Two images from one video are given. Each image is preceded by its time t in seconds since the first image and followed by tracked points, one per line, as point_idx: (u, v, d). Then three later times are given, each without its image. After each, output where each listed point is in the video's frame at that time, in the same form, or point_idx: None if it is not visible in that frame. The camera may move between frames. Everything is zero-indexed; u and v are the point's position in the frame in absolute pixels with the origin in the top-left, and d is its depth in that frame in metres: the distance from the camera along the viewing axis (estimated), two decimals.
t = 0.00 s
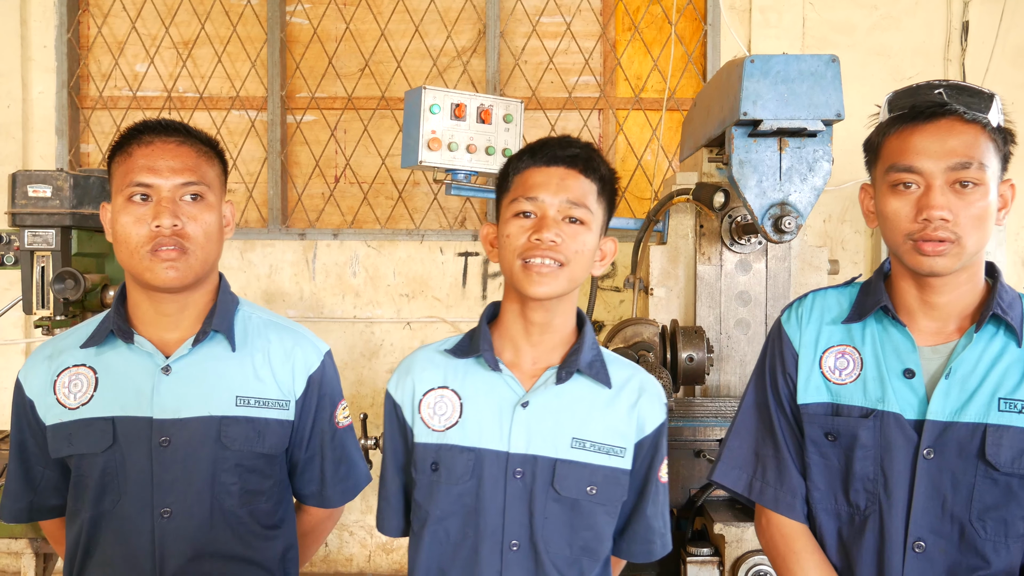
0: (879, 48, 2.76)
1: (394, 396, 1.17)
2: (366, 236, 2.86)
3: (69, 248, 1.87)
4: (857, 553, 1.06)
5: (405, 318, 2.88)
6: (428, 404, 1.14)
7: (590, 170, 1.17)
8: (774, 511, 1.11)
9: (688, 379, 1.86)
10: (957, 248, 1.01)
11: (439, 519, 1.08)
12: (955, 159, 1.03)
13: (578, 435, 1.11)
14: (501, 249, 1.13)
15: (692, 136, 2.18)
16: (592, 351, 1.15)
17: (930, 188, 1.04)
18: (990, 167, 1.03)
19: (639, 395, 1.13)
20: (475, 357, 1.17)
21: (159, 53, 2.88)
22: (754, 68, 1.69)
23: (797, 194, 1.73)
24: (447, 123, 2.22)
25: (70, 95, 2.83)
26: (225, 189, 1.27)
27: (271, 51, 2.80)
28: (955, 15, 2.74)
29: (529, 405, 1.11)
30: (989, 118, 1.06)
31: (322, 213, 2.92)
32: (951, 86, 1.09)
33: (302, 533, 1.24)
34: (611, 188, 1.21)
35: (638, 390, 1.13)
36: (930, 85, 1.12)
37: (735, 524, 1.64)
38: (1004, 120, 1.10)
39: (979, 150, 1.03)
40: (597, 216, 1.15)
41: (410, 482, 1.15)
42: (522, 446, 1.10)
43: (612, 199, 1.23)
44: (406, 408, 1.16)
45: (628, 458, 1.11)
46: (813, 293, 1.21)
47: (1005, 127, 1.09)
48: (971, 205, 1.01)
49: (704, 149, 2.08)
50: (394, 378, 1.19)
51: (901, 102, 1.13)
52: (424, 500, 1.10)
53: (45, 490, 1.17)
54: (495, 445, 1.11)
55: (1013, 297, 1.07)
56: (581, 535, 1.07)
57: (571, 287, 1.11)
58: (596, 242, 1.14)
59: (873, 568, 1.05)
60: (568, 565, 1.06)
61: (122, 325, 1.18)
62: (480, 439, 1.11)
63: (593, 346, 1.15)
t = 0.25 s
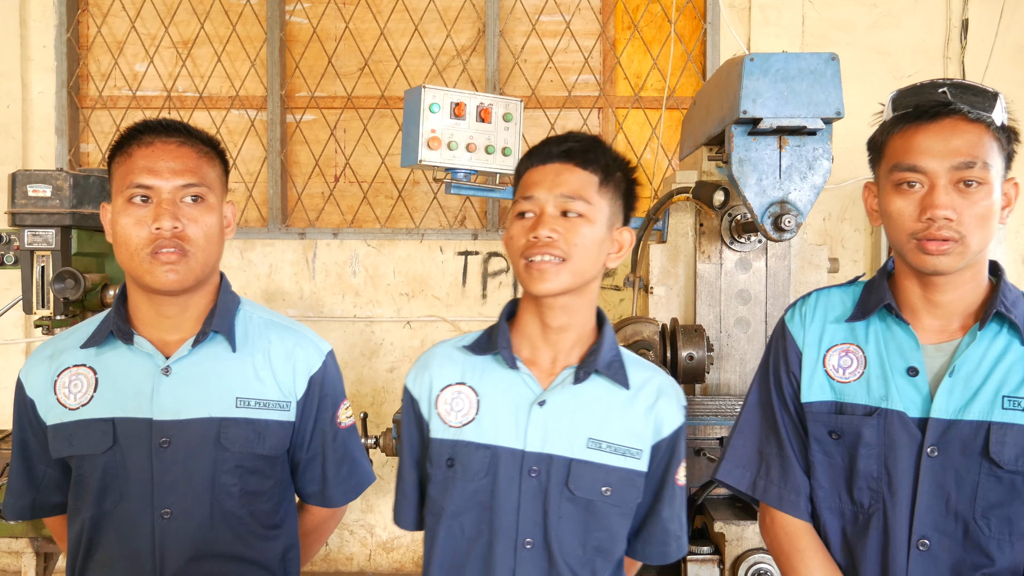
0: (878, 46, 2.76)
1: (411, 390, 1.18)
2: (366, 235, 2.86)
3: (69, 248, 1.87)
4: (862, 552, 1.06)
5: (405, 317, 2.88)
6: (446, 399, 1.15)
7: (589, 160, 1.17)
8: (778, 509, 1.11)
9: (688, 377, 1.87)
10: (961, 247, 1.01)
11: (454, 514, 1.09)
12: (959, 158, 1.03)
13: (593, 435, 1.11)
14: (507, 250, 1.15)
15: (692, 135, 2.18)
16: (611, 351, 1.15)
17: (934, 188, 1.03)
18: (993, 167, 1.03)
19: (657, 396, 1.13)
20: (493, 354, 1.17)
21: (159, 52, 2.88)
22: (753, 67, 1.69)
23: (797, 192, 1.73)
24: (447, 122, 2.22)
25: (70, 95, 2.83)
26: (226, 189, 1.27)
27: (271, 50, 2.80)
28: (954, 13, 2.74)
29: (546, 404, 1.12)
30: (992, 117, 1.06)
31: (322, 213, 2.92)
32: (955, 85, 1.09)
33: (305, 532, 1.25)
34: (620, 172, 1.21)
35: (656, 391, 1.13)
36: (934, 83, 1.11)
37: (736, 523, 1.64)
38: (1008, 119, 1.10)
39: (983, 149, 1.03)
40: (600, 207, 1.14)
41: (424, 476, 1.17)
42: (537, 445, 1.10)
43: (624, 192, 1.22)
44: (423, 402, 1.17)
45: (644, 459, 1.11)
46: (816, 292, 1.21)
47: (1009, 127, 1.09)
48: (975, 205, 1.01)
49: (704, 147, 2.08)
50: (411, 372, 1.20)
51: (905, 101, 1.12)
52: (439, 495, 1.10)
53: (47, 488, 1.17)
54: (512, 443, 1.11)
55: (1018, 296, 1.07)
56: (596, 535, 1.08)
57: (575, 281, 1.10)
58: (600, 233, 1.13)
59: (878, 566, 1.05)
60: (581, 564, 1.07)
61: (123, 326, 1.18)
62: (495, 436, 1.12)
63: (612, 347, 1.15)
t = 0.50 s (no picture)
0: (879, 45, 2.76)
1: (433, 384, 1.22)
2: (367, 234, 2.86)
3: (70, 247, 1.88)
4: (866, 551, 1.06)
5: (405, 317, 2.88)
6: (464, 397, 1.17)
7: (578, 160, 1.19)
8: (783, 508, 1.11)
9: (690, 377, 1.87)
10: (964, 245, 1.01)
11: (470, 509, 1.12)
12: (961, 156, 1.03)
13: (607, 440, 1.12)
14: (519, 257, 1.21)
15: (692, 135, 2.18)
16: (631, 358, 1.15)
17: (937, 186, 1.04)
18: (996, 165, 1.03)
19: (676, 403, 1.13)
20: (511, 354, 1.19)
21: (160, 52, 2.88)
22: (754, 67, 1.69)
23: (797, 192, 1.73)
24: (447, 121, 2.22)
25: (70, 95, 2.82)
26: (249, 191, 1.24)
27: (271, 50, 2.80)
28: (955, 13, 2.73)
29: (562, 407, 1.13)
30: (995, 116, 1.06)
31: (322, 213, 2.92)
32: (958, 86, 1.09)
33: (318, 533, 1.24)
34: (631, 162, 1.24)
35: (675, 399, 1.13)
36: (937, 84, 1.11)
37: (736, 522, 1.64)
38: (1011, 118, 1.10)
39: (986, 148, 1.03)
40: (593, 207, 1.16)
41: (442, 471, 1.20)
42: (551, 445, 1.12)
43: (634, 190, 1.23)
44: (443, 397, 1.20)
45: (659, 466, 1.11)
46: (820, 291, 1.21)
47: (1012, 126, 1.09)
48: (978, 203, 1.01)
49: (705, 147, 2.08)
50: (433, 367, 1.23)
51: (909, 101, 1.13)
52: (456, 489, 1.13)
53: (63, 483, 1.17)
54: (526, 443, 1.13)
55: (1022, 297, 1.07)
56: (605, 538, 1.09)
57: (569, 284, 1.12)
58: (595, 232, 1.15)
59: (882, 566, 1.05)
60: (590, 566, 1.08)
61: (144, 327, 1.16)
62: (511, 435, 1.14)
63: (633, 350, 1.16)
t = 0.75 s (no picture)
0: (880, 46, 2.76)
1: (443, 381, 1.24)
2: (367, 235, 2.86)
3: (70, 247, 1.88)
4: (866, 551, 1.06)
5: (405, 318, 2.88)
6: (471, 394, 1.19)
7: (584, 162, 1.20)
8: (784, 507, 1.11)
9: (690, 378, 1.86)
10: (963, 244, 1.01)
11: (474, 505, 1.13)
12: (960, 156, 1.03)
13: (609, 441, 1.12)
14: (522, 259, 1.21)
15: (692, 135, 2.18)
16: (637, 362, 1.15)
17: (936, 186, 1.04)
18: (995, 165, 1.03)
19: (681, 408, 1.13)
20: (516, 354, 1.20)
21: (160, 52, 2.88)
22: (754, 67, 1.68)
23: (797, 193, 1.73)
24: (448, 122, 2.22)
25: (71, 95, 2.83)
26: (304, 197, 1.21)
27: (271, 50, 2.80)
28: (955, 13, 2.74)
29: (565, 407, 1.13)
30: (994, 117, 1.06)
31: (322, 213, 2.92)
32: (958, 86, 1.10)
33: (348, 541, 1.20)
34: (637, 164, 1.24)
35: (680, 403, 1.13)
36: (937, 85, 1.12)
37: (736, 523, 1.64)
38: (1011, 118, 1.09)
39: (984, 148, 1.03)
40: (595, 208, 1.16)
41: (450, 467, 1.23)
42: (553, 445, 1.12)
43: (640, 192, 1.23)
44: (452, 394, 1.22)
45: (661, 470, 1.11)
46: (822, 291, 1.21)
47: (1012, 126, 1.08)
48: (977, 203, 1.01)
49: (705, 148, 2.08)
50: (444, 364, 1.25)
51: (910, 102, 1.13)
52: (462, 486, 1.15)
53: (103, 476, 1.13)
54: (529, 442, 1.13)
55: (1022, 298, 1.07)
56: (606, 540, 1.09)
57: (574, 285, 1.13)
58: (598, 235, 1.15)
59: (883, 565, 1.05)
60: (590, 566, 1.08)
61: (194, 325, 1.14)
62: (514, 434, 1.14)
63: (638, 354, 1.15)
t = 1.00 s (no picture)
0: (877, 48, 2.76)
1: (442, 379, 1.24)
2: (365, 237, 2.86)
3: (68, 249, 1.88)
4: (864, 551, 1.06)
5: (404, 319, 2.88)
6: (470, 394, 1.19)
7: (578, 164, 1.20)
8: (783, 507, 1.11)
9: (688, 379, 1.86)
10: (938, 246, 1.01)
11: (472, 505, 1.13)
12: (931, 158, 1.03)
13: (607, 443, 1.12)
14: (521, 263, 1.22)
15: (690, 137, 2.18)
16: (635, 364, 1.15)
17: (911, 189, 1.04)
18: (972, 166, 1.02)
19: (680, 410, 1.13)
20: (516, 354, 1.21)
21: (158, 54, 2.88)
22: (751, 69, 1.69)
23: (795, 194, 1.73)
24: (446, 124, 2.22)
25: (69, 97, 2.82)
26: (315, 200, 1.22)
27: (269, 52, 2.80)
28: (952, 15, 2.74)
29: (564, 408, 1.14)
30: (976, 117, 1.04)
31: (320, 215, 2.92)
32: (945, 89, 1.07)
33: (353, 549, 1.19)
34: (634, 166, 1.25)
35: (680, 405, 1.13)
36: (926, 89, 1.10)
37: (733, 524, 1.66)
38: (1004, 116, 1.07)
39: (958, 149, 1.02)
40: (589, 211, 1.16)
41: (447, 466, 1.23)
42: (552, 446, 1.12)
43: (638, 194, 1.23)
44: (451, 394, 1.22)
45: (659, 473, 1.11)
46: (822, 292, 1.21)
47: (1003, 124, 1.06)
48: (952, 204, 1.01)
49: (702, 149, 2.08)
50: (445, 364, 1.26)
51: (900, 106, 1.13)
52: (460, 485, 1.15)
53: (106, 474, 1.13)
54: (528, 442, 1.14)
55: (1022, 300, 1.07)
56: (602, 541, 1.09)
57: (569, 289, 1.13)
58: (592, 238, 1.15)
59: (881, 565, 1.05)
60: (587, 567, 1.08)
61: (200, 325, 1.14)
62: (513, 434, 1.14)
63: (637, 356, 1.16)
